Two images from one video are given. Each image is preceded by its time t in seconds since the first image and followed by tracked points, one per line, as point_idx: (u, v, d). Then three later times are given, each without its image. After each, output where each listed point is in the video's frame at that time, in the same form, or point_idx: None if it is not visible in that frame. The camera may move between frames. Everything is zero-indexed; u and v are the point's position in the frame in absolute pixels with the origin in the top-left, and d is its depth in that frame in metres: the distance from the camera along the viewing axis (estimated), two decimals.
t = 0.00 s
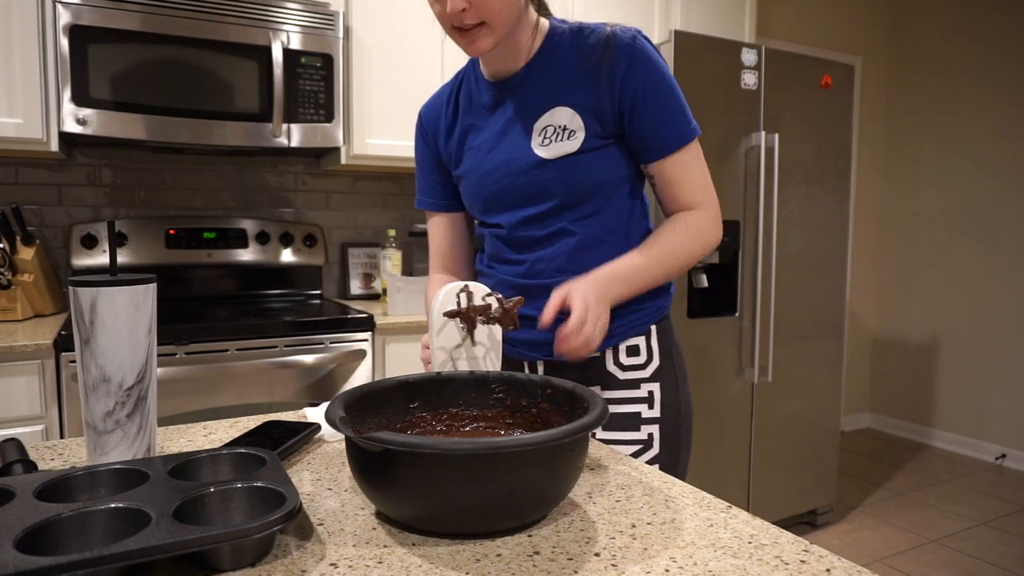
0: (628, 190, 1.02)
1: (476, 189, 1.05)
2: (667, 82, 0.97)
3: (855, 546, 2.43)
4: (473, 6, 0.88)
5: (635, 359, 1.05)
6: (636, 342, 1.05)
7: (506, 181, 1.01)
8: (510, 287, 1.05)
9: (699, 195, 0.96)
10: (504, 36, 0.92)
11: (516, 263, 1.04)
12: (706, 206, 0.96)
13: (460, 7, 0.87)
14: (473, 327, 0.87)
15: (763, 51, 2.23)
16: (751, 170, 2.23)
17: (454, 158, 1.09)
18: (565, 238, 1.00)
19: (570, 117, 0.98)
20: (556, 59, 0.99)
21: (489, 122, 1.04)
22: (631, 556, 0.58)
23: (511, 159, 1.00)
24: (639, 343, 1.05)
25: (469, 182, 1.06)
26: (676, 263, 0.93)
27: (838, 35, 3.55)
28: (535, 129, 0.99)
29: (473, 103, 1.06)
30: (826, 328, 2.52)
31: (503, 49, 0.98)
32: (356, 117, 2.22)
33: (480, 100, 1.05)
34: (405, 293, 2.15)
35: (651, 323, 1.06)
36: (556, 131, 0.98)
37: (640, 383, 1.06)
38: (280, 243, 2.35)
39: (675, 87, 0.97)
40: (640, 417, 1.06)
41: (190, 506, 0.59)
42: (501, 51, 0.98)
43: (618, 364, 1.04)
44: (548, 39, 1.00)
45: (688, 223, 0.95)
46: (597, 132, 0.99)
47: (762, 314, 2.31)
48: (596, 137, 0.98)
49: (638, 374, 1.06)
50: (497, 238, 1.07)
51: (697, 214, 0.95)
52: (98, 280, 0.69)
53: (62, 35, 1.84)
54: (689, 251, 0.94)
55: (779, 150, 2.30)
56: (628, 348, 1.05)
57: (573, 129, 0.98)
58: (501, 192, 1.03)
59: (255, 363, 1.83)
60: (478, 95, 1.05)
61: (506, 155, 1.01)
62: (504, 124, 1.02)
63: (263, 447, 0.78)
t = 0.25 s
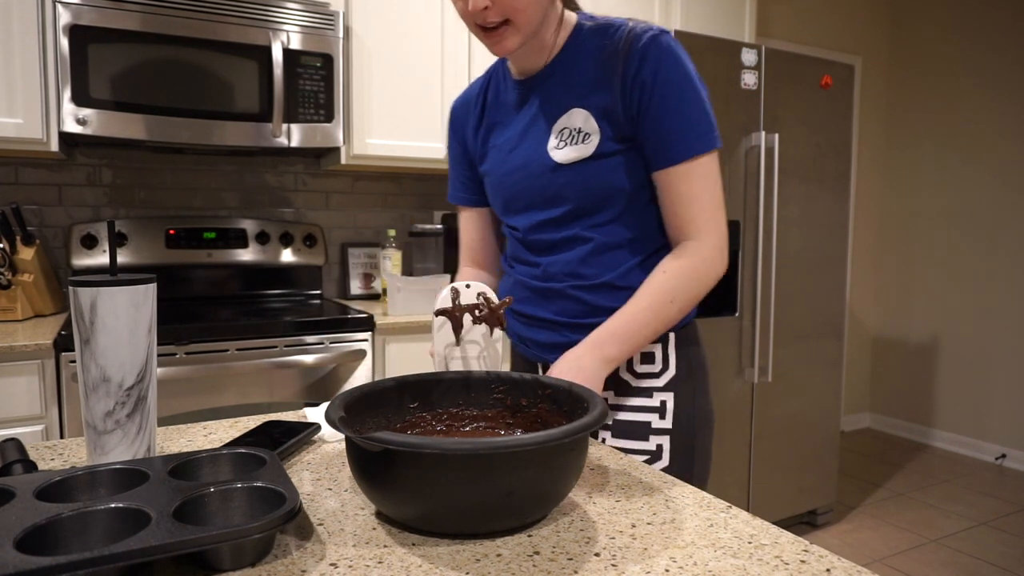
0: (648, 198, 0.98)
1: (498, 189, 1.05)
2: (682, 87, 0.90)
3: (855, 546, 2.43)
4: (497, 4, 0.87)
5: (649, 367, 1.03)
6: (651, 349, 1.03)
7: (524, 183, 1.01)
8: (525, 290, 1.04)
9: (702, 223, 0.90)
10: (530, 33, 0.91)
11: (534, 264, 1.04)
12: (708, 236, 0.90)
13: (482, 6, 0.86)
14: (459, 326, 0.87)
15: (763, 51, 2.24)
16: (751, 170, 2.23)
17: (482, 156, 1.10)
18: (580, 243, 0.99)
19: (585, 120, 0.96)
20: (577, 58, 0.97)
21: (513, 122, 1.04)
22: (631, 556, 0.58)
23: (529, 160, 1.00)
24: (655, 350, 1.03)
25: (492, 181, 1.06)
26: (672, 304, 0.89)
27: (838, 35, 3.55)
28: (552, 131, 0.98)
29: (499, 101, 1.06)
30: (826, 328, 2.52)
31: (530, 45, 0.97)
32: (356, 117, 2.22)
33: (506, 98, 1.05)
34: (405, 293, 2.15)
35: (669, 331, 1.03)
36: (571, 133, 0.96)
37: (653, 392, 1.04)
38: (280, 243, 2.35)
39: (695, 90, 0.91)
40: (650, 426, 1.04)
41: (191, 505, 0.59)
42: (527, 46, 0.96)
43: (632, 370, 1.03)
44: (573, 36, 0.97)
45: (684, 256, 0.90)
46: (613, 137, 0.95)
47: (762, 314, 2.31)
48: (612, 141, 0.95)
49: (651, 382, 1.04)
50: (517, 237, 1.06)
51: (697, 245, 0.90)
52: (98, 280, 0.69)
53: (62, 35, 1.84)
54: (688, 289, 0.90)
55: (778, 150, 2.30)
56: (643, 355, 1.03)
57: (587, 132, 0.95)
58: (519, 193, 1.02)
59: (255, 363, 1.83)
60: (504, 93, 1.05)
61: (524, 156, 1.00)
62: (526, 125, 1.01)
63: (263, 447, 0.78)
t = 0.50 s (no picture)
0: (679, 198, 0.93)
1: (533, 180, 1.05)
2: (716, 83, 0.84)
3: (855, 546, 2.43)
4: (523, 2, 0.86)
5: (662, 379, 0.96)
6: (665, 360, 0.96)
7: (553, 177, 1.00)
8: (547, 285, 1.03)
9: (730, 229, 0.84)
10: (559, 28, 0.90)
11: (558, 260, 1.02)
12: (737, 244, 0.84)
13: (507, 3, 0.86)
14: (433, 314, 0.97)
15: (762, 51, 2.24)
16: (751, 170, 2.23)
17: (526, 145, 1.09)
18: (602, 242, 0.96)
19: (612, 114, 0.93)
20: (613, 49, 0.94)
21: (552, 112, 1.03)
22: (631, 556, 0.58)
23: (559, 153, 0.99)
24: (669, 362, 0.96)
25: (529, 171, 1.06)
26: (686, 314, 0.84)
27: (838, 35, 3.55)
28: (583, 123, 0.96)
29: (542, 91, 1.06)
30: (826, 328, 2.52)
31: (569, 32, 0.95)
32: (356, 117, 2.22)
33: (549, 88, 1.04)
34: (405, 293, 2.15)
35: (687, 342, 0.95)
36: (597, 127, 0.94)
37: (665, 406, 0.97)
38: (280, 243, 2.35)
39: (734, 88, 0.84)
40: (662, 443, 0.97)
41: (191, 506, 0.59)
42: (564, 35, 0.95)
43: (642, 381, 0.97)
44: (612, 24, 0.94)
45: (705, 262, 0.84)
46: (640, 134, 0.91)
47: (763, 314, 2.31)
48: (638, 138, 0.91)
49: (664, 396, 0.97)
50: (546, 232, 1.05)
51: (722, 254, 0.84)
52: (98, 280, 0.69)
53: (62, 35, 1.84)
54: (705, 301, 0.84)
55: (778, 151, 2.30)
56: (655, 366, 0.96)
57: (613, 126, 0.93)
58: (548, 186, 1.01)
59: (255, 363, 1.83)
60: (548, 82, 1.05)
61: (556, 148, 1.00)
62: (562, 116, 1.00)
63: (263, 447, 0.78)
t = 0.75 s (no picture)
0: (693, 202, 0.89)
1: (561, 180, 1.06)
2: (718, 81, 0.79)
3: (855, 546, 2.43)
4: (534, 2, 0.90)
5: (668, 389, 0.94)
6: (671, 370, 0.93)
7: (573, 178, 1.00)
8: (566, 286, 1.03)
9: (721, 241, 0.80)
10: (573, 26, 0.93)
11: (575, 261, 1.02)
12: (730, 258, 0.79)
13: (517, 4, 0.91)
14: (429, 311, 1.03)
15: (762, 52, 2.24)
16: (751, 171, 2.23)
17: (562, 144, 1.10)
18: (611, 245, 0.95)
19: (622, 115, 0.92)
20: (633, 48, 0.92)
21: (581, 112, 1.03)
22: (631, 556, 0.58)
23: (578, 154, 0.99)
24: (675, 372, 0.93)
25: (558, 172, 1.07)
26: (672, 326, 0.82)
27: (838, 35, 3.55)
28: (599, 125, 0.96)
29: (577, 90, 1.06)
30: (826, 328, 2.52)
31: (590, 28, 0.94)
32: (356, 116, 2.22)
33: (582, 86, 1.04)
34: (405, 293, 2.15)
35: (694, 351, 0.92)
36: (612, 128, 0.94)
37: (671, 417, 0.94)
38: (280, 243, 2.35)
39: (739, 88, 0.79)
40: (666, 455, 0.94)
41: (190, 506, 0.59)
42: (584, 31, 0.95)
43: (647, 391, 0.95)
44: (635, 22, 0.92)
45: (693, 273, 0.81)
46: (648, 136, 0.90)
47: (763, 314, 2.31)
48: (645, 140, 0.90)
49: (669, 407, 0.94)
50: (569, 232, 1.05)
51: (712, 267, 0.80)
52: (98, 280, 0.69)
53: (62, 35, 1.84)
54: (691, 315, 0.81)
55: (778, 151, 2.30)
56: (661, 374, 0.94)
57: (622, 128, 0.92)
58: (570, 187, 1.02)
59: (254, 363, 1.83)
60: (581, 82, 1.04)
61: (577, 148, 1.00)
62: (586, 117, 1.00)
63: (263, 447, 0.78)
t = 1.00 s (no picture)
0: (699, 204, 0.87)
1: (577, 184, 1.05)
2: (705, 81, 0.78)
3: (855, 546, 2.43)
4: (539, 4, 0.90)
5: (676, 396, 0.91)
6: (679, 376, 0.91)
7: (585, 181, 1.00)
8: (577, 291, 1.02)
9: (689, 248, 0.79)
10: (578, 26, 0.93)
11: (587, 266, 1.01)
12: (696, 267, 0.78)
13: (522, 7, 0.91)
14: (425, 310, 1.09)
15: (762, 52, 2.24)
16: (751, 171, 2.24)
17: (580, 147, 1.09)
18: (619, 249, 0.93)
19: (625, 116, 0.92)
20: (637, 48, 0.91)
21: (595, 113, 1.02)
22: (631, 556, 0.58)
23: (589, 156, 0.99)
24: (684, 378, 0.90)
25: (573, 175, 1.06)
26: (640, 333, 0.82)
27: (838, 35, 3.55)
28: (607, 127, 0.96)
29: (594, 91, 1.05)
30: (826, 328, 2.52)
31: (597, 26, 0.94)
32: (356, 116, 2.22)
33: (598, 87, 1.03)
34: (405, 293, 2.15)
35: (702, 357, 0.90)
36: (616, 130, 0.93)
37: (679, 425, 0.91)
38: (280, 243, 2.35)
39: (727, 90, 0.77)
40: (673, 463, 0.92)
41: (190, 506, 0.59)
42: (592, 29, 0.95)
43: (655, 397, 0.93)
44: (642, 21, 0.91)
45: (662, 280, 0.81)
46: (651, 136, 0.88)
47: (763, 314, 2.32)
48: (648, 141, 0.89)
49: (677, 414, 0.91)
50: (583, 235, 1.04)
51: (678, 275, 0.79)
52: (98, 280, 0.69)
53: (62, 35, 1.84)
54: (658, 323, 0.81)
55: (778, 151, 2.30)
56: (669, 381, 0.91)
57: (623, 130, 0.92)
58: (583, 189, 1.01)
59: (254, 363, 1.83)
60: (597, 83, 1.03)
61: (588, 151, 1.00)
62: (599, 119, 1.00)
63: (263, 447, 0.78)
